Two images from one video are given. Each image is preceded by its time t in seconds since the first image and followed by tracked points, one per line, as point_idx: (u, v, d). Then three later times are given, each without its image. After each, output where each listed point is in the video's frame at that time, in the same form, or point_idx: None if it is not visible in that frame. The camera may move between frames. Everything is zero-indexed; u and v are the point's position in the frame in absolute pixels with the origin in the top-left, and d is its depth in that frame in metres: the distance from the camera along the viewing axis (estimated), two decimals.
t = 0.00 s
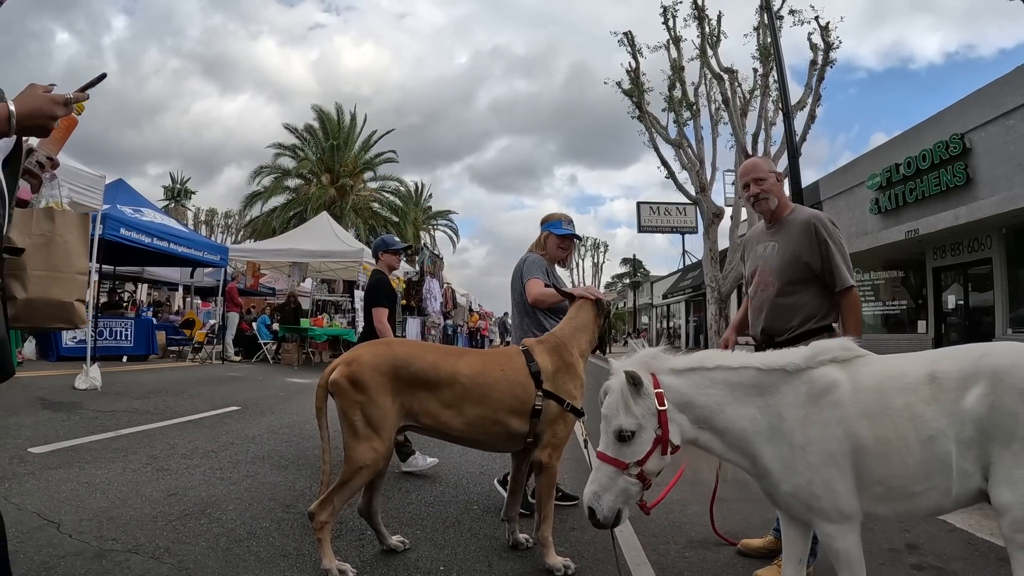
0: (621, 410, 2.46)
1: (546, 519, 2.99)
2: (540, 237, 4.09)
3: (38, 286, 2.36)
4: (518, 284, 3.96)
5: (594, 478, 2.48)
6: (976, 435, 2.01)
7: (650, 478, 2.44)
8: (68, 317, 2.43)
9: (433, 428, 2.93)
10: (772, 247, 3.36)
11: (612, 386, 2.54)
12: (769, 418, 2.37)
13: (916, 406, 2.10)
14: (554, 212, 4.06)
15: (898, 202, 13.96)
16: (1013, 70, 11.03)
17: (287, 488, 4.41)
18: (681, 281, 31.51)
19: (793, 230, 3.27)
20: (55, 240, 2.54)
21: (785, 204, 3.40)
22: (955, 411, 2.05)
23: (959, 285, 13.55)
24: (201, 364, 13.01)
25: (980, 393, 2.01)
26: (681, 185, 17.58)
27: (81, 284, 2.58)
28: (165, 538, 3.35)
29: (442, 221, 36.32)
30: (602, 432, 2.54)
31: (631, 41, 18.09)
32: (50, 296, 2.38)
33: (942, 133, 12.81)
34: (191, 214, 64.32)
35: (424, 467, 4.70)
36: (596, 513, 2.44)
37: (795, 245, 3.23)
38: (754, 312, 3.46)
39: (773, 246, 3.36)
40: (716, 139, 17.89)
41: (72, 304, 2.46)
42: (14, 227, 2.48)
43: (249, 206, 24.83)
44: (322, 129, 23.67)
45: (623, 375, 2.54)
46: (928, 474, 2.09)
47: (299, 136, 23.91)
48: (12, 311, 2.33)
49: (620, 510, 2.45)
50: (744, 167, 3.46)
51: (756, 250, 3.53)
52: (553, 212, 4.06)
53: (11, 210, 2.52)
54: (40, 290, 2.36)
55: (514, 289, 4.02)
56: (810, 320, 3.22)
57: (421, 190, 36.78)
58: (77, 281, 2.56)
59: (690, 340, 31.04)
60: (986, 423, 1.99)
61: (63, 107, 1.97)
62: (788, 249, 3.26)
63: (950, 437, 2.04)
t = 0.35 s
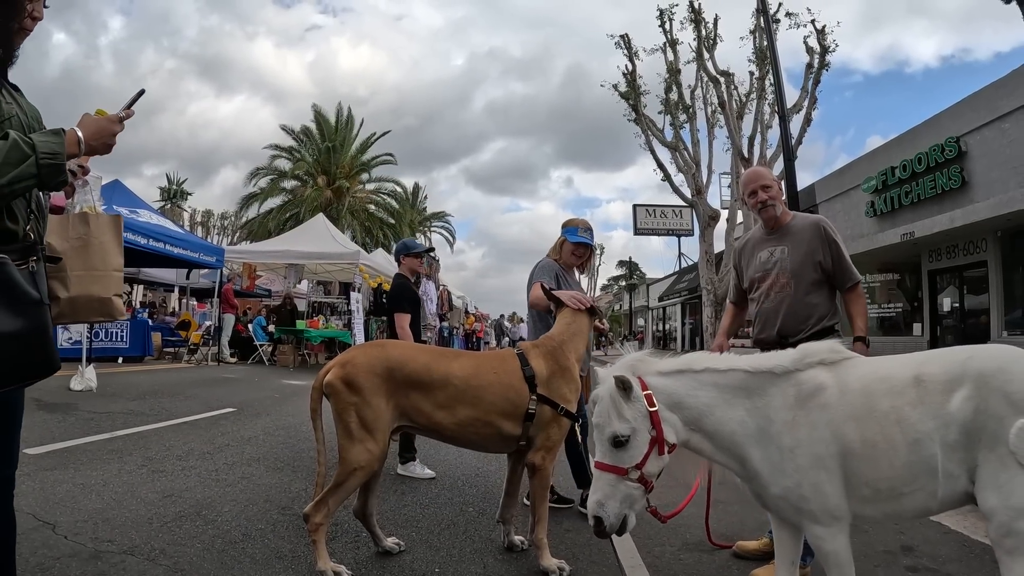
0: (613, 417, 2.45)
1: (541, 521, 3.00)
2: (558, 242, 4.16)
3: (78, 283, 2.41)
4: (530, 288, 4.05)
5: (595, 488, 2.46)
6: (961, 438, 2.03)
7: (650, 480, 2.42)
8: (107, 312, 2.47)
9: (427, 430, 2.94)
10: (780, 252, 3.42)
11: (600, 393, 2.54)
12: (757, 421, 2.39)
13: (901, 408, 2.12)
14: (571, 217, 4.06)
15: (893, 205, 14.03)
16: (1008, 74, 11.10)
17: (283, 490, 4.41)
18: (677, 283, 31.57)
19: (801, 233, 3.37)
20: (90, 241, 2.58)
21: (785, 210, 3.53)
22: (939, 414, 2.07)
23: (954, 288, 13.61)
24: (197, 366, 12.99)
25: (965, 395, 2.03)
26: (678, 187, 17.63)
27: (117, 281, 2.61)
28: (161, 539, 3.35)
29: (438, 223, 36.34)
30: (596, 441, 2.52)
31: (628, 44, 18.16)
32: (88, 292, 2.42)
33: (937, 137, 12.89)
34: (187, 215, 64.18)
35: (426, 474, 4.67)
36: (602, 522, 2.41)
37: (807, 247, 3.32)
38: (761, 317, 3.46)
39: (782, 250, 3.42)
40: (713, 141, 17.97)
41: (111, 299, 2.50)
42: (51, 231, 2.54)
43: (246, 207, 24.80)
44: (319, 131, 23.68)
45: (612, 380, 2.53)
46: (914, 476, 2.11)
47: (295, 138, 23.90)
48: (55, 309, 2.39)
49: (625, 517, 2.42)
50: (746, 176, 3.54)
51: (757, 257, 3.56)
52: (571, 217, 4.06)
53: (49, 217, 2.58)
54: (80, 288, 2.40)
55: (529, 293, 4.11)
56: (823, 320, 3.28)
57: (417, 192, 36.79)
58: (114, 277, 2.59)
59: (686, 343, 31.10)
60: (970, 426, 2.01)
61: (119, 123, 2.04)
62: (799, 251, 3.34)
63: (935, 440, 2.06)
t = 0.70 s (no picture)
0: (615, 423, 2.40)
1: (537, 523, 3.00)
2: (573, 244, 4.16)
3: (88, 292, 2.44)
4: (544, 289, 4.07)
5: (603, 496, 2.40)
6: (951, 440, 2.05)
7: (657, 481, 2.41)
8: (113, 320, 2.51)
9: (422, 431, 2.95)
10: (787, 255, 3.47)
11: (596, 400, 2.48)
12: (750, 423, 2.40)
13: (893, 410, 2.14)
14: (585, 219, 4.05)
15: (889, 207, 14.09)
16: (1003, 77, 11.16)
17: (280, 492, 4.40)
18: (674, 285, 31.62)
19: (807, 238, 3.39)
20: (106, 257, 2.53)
21: (797, 214, 3.53)
22: (930, 416, 2.08)
23: (950, 290, 13.66)
24: (192, 367, 12.97)
25: (954, 398, 2.05)
26: (674, 189, 17.67)
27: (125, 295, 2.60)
28: (157, 541, 3.34)
29: (434, 224, 36.33)
30: (596, 449, 2.46)
31: (624, 46, 18.20)
32: (98, 301, 2.46)
33: (933, 139, 12.95)
34: (183, 216, 64.00)
35: (422, 476, 4.68)
36: (618, 528, 2.36)
37: (810, 252, 3.35)
38: (767, 319, 3.53)
39: (788, 254, 3.47)
40: (709, 143, 18.02)
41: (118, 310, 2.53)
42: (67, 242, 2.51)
43: (241, 209, 24.75)
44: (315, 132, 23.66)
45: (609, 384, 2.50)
46: (905, 477, 2.12)
47: (291, 139, 23.87)
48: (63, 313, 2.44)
49: (638, 522, 2.38)
50: (760, 180, 3.60)
51: (768, 259, 3.63)
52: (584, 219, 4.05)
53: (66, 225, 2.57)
54: (89, 297, 2.44)
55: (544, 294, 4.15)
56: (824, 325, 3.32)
57: (414, 193, 36.75)
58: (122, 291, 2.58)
59: (682, 344, 31.15)
60: (960, 428, 2.03)
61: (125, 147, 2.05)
62: (802, 255, 3.38)
63: (925, 442, 2.08)
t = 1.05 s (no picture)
0: (635, 423, 2.34)
1: (540, 524, 3.00)
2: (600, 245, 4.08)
3: (114, 299, 2.44)
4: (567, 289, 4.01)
5: (641, 503, 2.31)
6: (953, 441, 2.04)
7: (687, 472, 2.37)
8: (142, 327, 2.51)
9: (423, 433, 2.94)
10: (827, 259, 3.46)
11: (607, 401, 2.42)
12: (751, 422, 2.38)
13: (895, 411, 2.13)
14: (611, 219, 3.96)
15: (892, 208, 14.06)
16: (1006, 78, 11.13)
17: (281, 493, 4.40)
18: (676, 286, 31.59)
19: (849, 243, 3.38)
20: (128, 261, 2.50)
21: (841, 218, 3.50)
22: (932, 417, 2.08)
23: (952, 291, 13.61)
24: (195, 368, 12.98)
25: (957, 399, 2.04)
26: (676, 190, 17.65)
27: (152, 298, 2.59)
28: (158, 541, 3.34)
29: (436, 225, 36.33)
30: (620, 455, 2.38)
31: (627, 47, 18.20)
32: (124, 308, 2.46)
33: (936, 140, 12.91)
34: (185, 217, 64.11)
35: (427, 477, 4.67)
36: (665, 533, 2.27)
37: (851, 258, 3.35)
38: (800, 322, 3.55)
39: (828, 258, 3.46)
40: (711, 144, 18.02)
41: (146, 315, 2.52)
42: (89, 247, 2.44)
43: (244, 210, 24.78)
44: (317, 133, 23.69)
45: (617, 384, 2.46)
46: (906, 479, 2.11)
47: (293, 140, 23.90)
48: (91, 321, 2.44)
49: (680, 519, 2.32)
50: (806, 179, 3.54)
51: (805, 261, 3.61)
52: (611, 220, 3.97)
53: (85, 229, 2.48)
54: (115, 304, 2.44)
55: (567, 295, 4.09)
56: (858, 334, 3.35)
57: (416, 195, 36.75)
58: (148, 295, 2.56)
59: (684, 346, 31.10)
60: (962, 429, 2.02)
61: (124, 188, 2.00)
62: (843, 261, 3.38)
63: (927, 443, 2.07)
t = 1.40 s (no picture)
0: (620, 423, 2.34)
1: (538, 525, 3.00)
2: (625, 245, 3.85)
3: (122, 286, 2.42)
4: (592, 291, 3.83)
5: (604, 504, 2.32)
6: (956, 441, 2.04)
7: (661, 489, 2.35)
8: (154, 312, 2.46)
9: (421, 434, 2.94)
10: (859, 266, 3.46)
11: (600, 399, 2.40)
12: (750, 423, 2.37)
13: (897, 412, 2.13)
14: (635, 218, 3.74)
15: (891, 210, 14.07)
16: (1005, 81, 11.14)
17: (280, 493, 4.40)
18: (675, 287, 31.61)
19: (883, 252, 3.38)
20: (134, 246, 2.48)
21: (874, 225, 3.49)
22: (935, 417, 2.08)
23: (951, 294, 13.61)
24: (193, 367, 12.98)
25: (960, 399, 2.05)
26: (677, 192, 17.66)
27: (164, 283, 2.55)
28: (156, 541, 3.33)
29: (436, 226, 36.35)
30: (597, 452, 2.39)
31: (627, 48, 18.22)
32: (133, 293, 2.43)
33: (935, 143, 12.93)
34: (186, 217, 64.14)
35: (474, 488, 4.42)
36: (614, 541, 2.27)
37: (885, 267, 3.35)
38: (829, 328, 3.56)
39: (860, 265, 3.46)
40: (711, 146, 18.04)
41: (157, 300, 2.49)
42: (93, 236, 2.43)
43: (243, 210, 24.78)
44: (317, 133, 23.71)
45: (616, 381, 2.44)
46: (908, 482, 2.11)
47: (293, 140, 23.92)
48: (103, 311, 2.40)
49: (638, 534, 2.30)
50: (841, 186, 3.51)
51: (835, 266, 3.60)
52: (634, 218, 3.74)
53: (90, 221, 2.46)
54: (124, 290, 2.41)
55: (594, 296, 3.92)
56: (888, 342, 3.37)
57: (416, 195, 36.77)
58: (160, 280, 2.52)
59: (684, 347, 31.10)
60: (964, 430, 2.03)
61: (37, 157, 1.71)
62: (876, 269, 3.38)
63: (929, 444, 2.07)
